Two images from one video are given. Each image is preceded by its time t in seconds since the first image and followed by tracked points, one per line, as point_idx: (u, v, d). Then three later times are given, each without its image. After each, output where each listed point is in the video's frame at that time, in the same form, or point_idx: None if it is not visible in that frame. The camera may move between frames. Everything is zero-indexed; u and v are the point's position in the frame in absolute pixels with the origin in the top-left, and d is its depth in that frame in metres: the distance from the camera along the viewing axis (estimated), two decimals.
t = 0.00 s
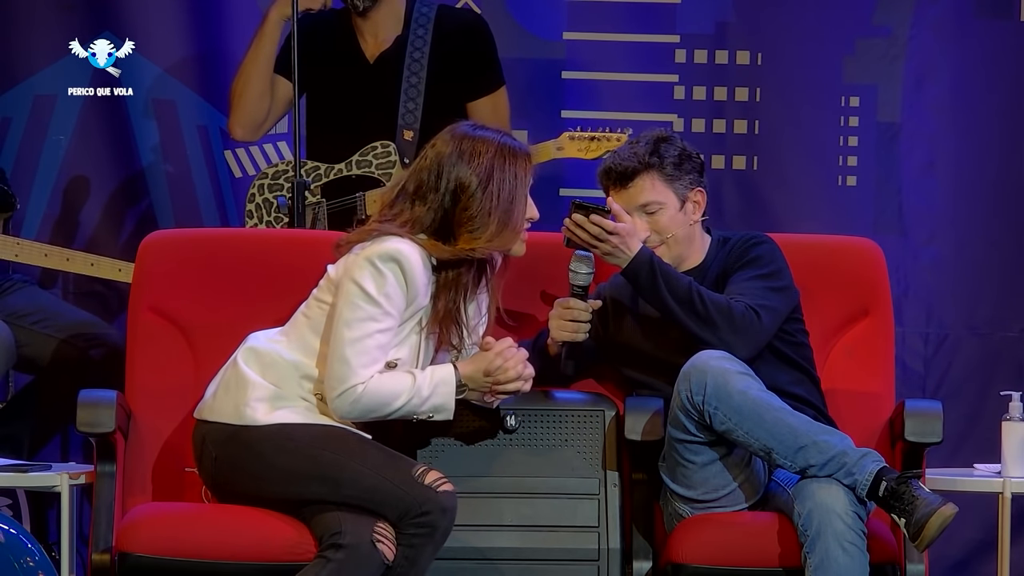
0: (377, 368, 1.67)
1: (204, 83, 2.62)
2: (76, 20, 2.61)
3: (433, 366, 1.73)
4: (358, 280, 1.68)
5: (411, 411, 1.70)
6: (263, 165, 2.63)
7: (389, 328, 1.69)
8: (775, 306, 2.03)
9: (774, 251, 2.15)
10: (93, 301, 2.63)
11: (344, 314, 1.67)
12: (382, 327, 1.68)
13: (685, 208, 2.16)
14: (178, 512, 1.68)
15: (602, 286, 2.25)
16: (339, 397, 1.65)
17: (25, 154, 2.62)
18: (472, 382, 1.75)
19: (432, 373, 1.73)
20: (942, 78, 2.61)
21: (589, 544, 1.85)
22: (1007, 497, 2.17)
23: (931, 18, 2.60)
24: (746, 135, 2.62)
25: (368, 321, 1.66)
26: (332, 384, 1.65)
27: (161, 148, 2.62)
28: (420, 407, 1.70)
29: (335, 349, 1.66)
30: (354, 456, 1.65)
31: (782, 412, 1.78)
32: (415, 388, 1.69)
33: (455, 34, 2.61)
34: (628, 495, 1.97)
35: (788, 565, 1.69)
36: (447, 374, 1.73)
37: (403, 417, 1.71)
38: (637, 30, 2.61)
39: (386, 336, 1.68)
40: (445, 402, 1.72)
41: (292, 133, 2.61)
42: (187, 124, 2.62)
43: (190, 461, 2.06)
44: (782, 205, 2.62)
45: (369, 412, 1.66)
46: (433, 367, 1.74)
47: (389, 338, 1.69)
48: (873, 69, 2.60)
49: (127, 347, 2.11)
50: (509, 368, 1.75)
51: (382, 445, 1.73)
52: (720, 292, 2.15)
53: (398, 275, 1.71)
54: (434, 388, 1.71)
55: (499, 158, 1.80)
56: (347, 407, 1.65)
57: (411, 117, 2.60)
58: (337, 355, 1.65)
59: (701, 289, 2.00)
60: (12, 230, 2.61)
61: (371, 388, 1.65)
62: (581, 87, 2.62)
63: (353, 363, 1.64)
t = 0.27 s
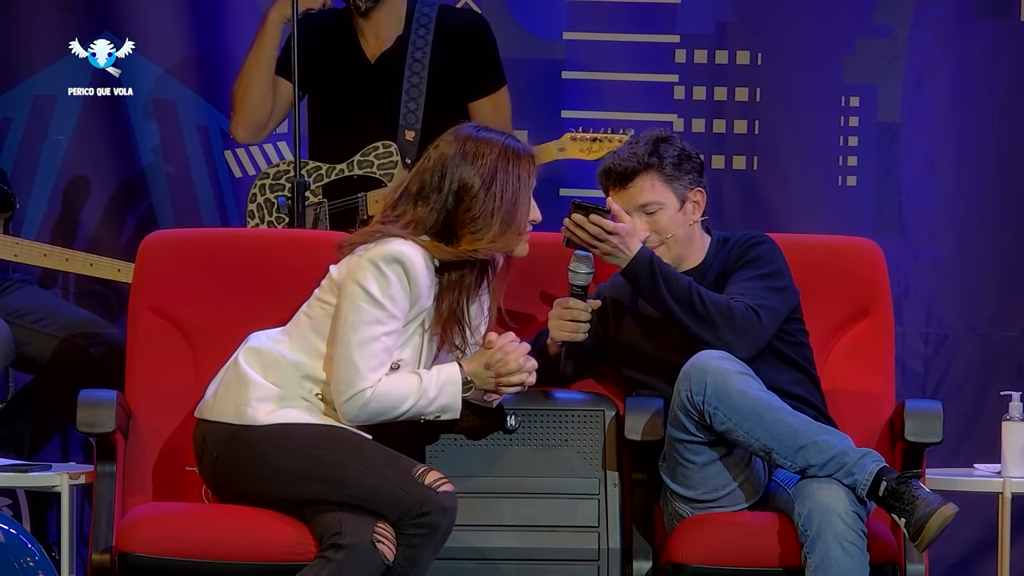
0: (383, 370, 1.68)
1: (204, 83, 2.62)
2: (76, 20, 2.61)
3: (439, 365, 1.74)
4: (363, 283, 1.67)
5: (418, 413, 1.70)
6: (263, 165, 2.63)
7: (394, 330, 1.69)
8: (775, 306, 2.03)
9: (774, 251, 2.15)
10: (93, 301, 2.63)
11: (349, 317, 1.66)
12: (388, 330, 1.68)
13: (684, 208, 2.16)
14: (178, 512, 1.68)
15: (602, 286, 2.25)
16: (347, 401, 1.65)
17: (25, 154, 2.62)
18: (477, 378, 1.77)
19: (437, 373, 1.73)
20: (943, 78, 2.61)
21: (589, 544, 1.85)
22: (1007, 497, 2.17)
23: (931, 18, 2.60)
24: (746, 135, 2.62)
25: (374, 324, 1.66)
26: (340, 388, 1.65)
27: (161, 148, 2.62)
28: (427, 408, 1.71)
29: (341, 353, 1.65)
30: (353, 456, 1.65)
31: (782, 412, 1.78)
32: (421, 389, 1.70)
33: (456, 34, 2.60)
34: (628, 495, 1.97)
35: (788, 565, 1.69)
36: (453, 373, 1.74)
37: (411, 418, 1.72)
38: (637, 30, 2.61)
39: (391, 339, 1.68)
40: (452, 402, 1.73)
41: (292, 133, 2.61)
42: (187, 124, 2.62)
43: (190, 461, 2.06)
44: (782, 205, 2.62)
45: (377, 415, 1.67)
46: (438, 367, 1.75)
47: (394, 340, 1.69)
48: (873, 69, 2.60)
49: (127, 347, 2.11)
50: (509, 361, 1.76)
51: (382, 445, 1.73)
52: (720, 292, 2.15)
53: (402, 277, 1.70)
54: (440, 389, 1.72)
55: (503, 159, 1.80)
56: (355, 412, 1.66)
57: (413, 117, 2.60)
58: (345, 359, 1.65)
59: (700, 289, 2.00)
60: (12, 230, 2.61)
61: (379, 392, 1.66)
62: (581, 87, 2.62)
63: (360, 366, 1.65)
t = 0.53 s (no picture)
0: (384, 371, 1.68)
1: (204, 83, 2.62)
2: (76, 20, 2.61)
3: (439, 365, 1.74)
4: (363, 283, 1.67)
5: (419, 413, 1.71)
6: (263, 165, 2.63)
7: (394, 330, 1.69)
8: (776, 306, 2.03)
9: (774, 251, 2.15)
10: (93, 301, 2.63)
11: (349, 318, 1.66)
12: (388, 330, 1.68)
13: (684, 208, 2.16)
14: (178, 512, 1.68)
15: (602, 286, 2.25)
16: (349, 402, 1.65)
17: (25, 154, 2.62)
18: (478, 377, 1.77)
19: (439, 372, 1.73)
20: (943, 78, 2.61)
21: (589, 544, 1.85)
22: (1007, 497, 2.17)
23: (931, 18, 2.61)
24: (746, 135, 2.62)
25: (374, 325, 1.66)
26: (341, 389, 1.65)
27: (161, 148, 2.62)
28: (428, 408, 1.71)
29: (342, 353, 1.65)
30: (353, 455, 1.65)
31: (782, 411, 1.78)
32: (422, 389, 1.70)
33: (456, 34, 2.60)
34: (628, 495, 1.98)
35: (788, 565, 1.69)
36: (455, 372, 1.74)
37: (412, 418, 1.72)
38: (637, 30, 2.61)
39: (392, 339, 1.68)
40: (452, 402, 1.73)
41: (292, 133, 2.61)
42: (187, 124, 2.62)
43: (190, 460, 2.06)
44: (782, 205, 2.62)
45: (378, 415, 1.67)
46: (439, 366, 1.75)
47: (395, 340, 1.69)
48: (872, 69, 2.60)
49: (127, 347, 2.11)
50: (509, 360, 1.76)
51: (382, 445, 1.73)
52: (720, 292, 2.15)
53: (402, 278, 1.70)
54: (440, 389, 1.72)
55: (506, 158, 1.80)
56: (356, 413, 1.66)
57: (413, 117, 2.60)
58: (346, 360, 1.65)
59: (700, 289, 2.00)
60: (12, 230, 2.61)
61: (381, 393, 1.66)
62: (581, 88, 2.62)
63: (361, 367, 1.65)
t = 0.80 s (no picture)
0: (384, 370, 1.68)
1: (205, 82, 2.62)
2: (76, 20, 2.61)
3: (439, 365, 1.74)
4: (363, 282, 1.67)
5: (419, 412, 1.71)
6: (263, 165, 2.63)
7: (394, 329, 1.69)
8: (776, 306, 2.03)
9: (774, 251, 2.15)
10: (93, 301, 2.63)
11: (349, 317, 1.66)
12: (388, 329, 1.68)
13: (683, 208, 2.16)
14: (178, 512, 1.68)
15: (601, 286, 2.25)
16: (349, 401, 1.65)
17: (25, 154, 2.62)
18: (477, 378, 1.77)
19: (439, 372, 1.73)
20: (942, 78, 2.61)
21: (588, 544, 1.85)
22: (1008, 497, 2.17)
23: (930, 19, 2.61)
24: (746, 135, 2.62)
25: (375, 323, 1.66)
26: (341, 388, 1.65)
27: (161, 148, 2.62)
28: (428, 408, 1.71)
29: (342, 352, 1.65)
30: (353, 455, 1.65)
31: (781, 411, 1.78)
32: (423, 389, 1.70)
33: (456, 34, 2.60)
34: (628, 495, 1.98)
35: (788, 565, 1.69)
36: (455, 372, 1.74)
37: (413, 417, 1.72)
38: (637, 30, 2.61)
39: (392, 338, 1.68)
40: (452, 402, 1.73)
41: (292, 133, 2.61)
42: (187, 124, 2.62)
43: (190, 460, 2.06)
44: (782, 205, 2.62)
45: (377, 414, 1.67)
46: (439, 366, 1.75)
47: (395, 339, 1.69)
48: (872, 69, 2.60)
49: (127, 347, 2.11)
50: (508, 368, 1.76)
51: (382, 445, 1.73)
52: (720, 292, 2.16)
53: (402, 277, 1.70)
54: (440, 388, 1.72)
55: (505, 157, 1.80)
56: (356, 412, 1.66)
57: (413, 117, 2.60)
58: (346, 359, 1.65)
59: (700, 289, 2.00)
60: (12, 230, 2.61)
61: (381, 391, 1.66)
62: (581, 88, 2.62)
63: (361, 366, 1.65)
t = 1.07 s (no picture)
0: (382, 369, 1.68)
1: (205, 83, 2.62)
2: (76, 20, 2.61)
3: (438, 366, 1.74)
4: (362, 282, 1.67)
5: (417, 412, 1.71)
6: (263, 165, 2.63)
7: (393, 329, 1.68)
8: (776, 306, 2.03)
9: (773, 251, 2.15)
10: (93, 301, 2.63)
11: (348, 316, 1.66)
12: (387, 329, 1.68)
13: (682, 207, 2.16)
14: (178, 512, 1.68)
15: (602, 286, 2.25)
16: (347, 400, 1.65)
17: (26, 154, 2.62)
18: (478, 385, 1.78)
19: (439, 372, 1.74)
20: (942, 78, 2.61)
21: (588, 544, 1.85)
22: (1007, 497, 2.17)
23: (930, 19, 2.61)
24: (746, 135, 2.62)
25: (373, 323, 1.66)
26: (339, 388, 1.65)
27: (161, 148, 2.62)
28: (426, 408, 1.71)
29: (341, 352, 1.65)
30: (353, 455, 1.65)
31: (781, 411, 1.78)
32: (422, 388, 1.70)
33: (456, 34, 2.61)
34: (628, 495, 1.98)
35: (788, 565, 1.69)
36: (455, 373, 1.74)
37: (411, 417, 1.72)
38: (637, 30, 2.61)
39: (391, 338, 1.68)
40: (450, 402, 1.73)
41: (292, 133, 2.61)
42: (187, 124, 2.62)
43: (190, 461, 2.06)
44: (782, 205, 2.62)
45: (375, 413, 1.67)
46: (438, 367, 1.75)
47: (394, 339, 1.69)
48: (873, 69, 2.60)
49: (127, 347, 2.11)
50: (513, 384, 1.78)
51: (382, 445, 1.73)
52: (720, 292, 2.16)
53: (401, 277, 1.70)
54: (440, 389, 1.72)
55: (505, 157, 1.80)
56: (354, 411, 1.66)
57: (413, 117, 2.61)
58: (344, 358, 1.65)
59: (700, 289, 2.00)
60: (12, 230, 2.61)
61: (377, 390, 1.65)
62: (581, 88, 2.62)
63: (359, 366, 1.64)
